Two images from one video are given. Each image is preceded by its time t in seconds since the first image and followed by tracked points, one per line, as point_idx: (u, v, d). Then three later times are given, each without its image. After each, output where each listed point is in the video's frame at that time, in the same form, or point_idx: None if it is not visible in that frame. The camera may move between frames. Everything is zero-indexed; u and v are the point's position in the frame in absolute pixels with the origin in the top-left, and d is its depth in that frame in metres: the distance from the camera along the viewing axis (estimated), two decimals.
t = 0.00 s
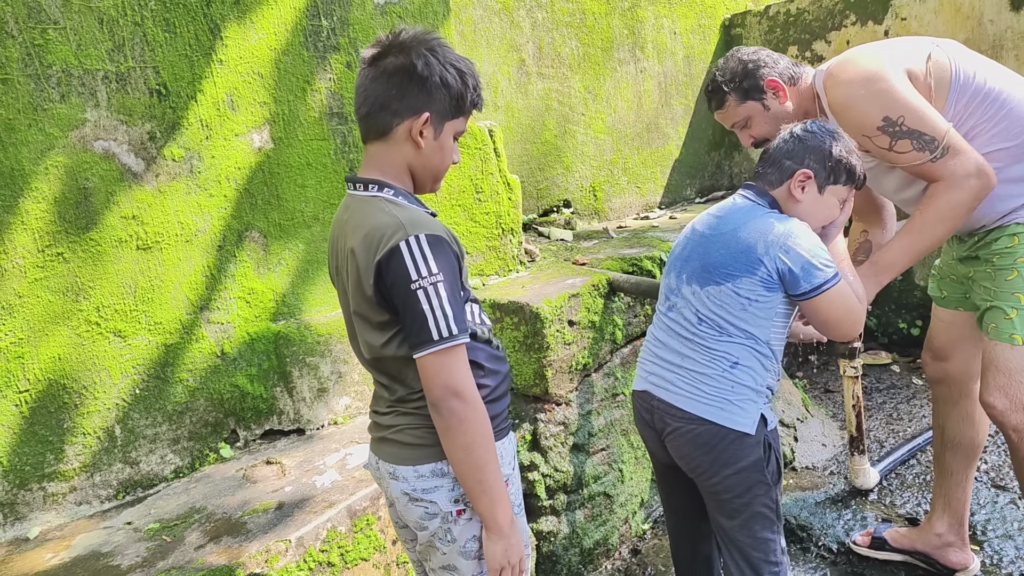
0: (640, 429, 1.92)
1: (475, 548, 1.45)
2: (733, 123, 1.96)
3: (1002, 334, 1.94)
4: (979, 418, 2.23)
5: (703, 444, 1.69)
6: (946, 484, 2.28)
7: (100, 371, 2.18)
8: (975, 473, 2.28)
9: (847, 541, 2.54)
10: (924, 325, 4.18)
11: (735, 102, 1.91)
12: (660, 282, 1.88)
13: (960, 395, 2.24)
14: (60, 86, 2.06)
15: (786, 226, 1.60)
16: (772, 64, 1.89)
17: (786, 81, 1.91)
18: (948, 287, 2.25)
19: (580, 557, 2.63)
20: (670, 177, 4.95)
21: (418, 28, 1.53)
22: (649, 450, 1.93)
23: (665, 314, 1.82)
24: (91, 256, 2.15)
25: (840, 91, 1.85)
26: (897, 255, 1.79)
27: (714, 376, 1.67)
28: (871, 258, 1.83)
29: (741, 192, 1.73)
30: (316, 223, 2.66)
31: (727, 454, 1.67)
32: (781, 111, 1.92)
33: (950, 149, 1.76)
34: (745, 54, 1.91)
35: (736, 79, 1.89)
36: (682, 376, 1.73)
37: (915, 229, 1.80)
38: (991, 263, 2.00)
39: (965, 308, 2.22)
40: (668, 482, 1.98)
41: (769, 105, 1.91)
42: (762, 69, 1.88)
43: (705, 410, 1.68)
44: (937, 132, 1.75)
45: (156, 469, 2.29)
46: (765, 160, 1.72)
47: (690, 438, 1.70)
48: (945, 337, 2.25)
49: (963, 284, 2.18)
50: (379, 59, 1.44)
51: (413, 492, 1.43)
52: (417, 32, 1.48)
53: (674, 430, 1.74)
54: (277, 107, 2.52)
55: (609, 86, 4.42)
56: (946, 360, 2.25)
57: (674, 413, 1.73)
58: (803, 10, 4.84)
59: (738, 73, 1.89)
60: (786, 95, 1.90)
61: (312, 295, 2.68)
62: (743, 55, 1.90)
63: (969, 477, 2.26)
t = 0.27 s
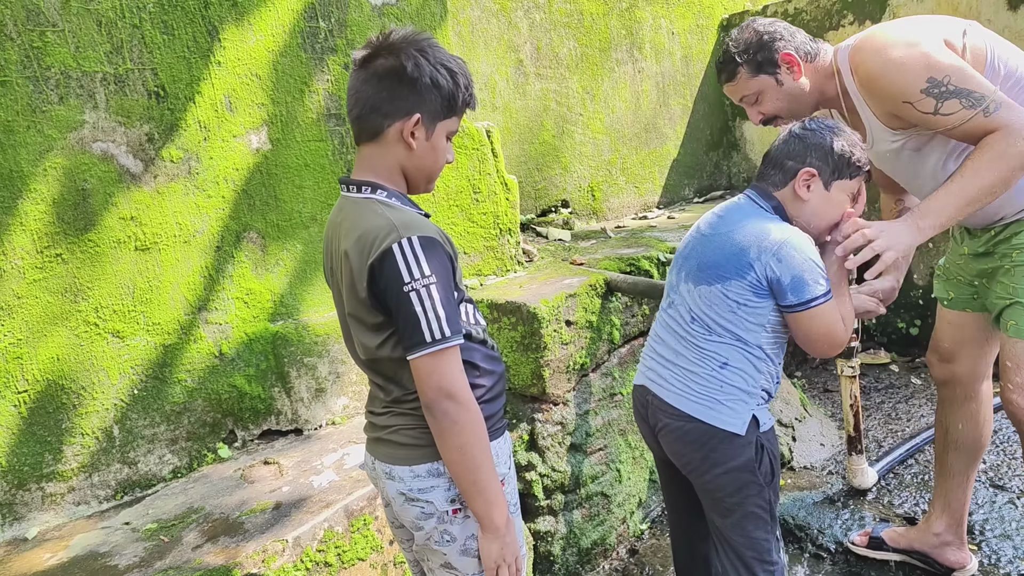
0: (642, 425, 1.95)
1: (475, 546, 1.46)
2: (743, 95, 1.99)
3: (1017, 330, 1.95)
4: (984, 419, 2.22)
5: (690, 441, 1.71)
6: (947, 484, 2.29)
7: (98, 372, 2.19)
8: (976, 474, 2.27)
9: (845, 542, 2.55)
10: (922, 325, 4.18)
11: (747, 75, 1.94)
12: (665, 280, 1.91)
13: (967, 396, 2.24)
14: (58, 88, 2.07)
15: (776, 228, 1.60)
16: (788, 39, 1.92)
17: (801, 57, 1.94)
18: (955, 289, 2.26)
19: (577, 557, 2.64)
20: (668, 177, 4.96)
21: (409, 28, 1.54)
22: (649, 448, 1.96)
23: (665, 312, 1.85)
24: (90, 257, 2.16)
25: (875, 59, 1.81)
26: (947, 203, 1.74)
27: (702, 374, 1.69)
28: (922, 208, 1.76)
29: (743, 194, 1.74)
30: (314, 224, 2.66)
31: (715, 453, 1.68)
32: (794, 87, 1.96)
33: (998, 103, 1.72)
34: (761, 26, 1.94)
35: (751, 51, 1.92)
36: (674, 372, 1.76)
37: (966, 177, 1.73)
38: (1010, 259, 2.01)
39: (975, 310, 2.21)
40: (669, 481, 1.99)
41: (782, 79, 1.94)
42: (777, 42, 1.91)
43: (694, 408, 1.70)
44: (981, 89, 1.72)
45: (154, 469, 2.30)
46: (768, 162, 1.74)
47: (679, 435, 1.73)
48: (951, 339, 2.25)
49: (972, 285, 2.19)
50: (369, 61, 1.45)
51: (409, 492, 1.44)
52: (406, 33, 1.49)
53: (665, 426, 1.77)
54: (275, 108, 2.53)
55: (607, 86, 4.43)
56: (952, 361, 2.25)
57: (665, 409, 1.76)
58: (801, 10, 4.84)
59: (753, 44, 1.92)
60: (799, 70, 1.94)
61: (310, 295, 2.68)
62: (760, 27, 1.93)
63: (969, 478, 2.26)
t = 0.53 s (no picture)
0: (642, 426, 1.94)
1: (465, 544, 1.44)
2: (749, 79, 1.95)
3: None
4: (966, 418, 2.23)
5: (686, 447, 1.70)
6: (931, 480, 2.30)
7: (85, 371, 2.16)
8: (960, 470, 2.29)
9: (836, 541, 2.53)
10: (914, 326, 4.16)
11: (756, 58, 1.90)
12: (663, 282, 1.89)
13: (949, 394, 2.24)
14: (47, 82, 2.04)
15: (768, 232, 1.58)
16: (802, 26, 1.88)
17: (814, 45, 1.90)
18: (950, 289, 2.22)
19: (571, 558, 2.61)
20: (664, 178, 4.95)
21: (402, 25, 1.51)
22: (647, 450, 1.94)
23: (660, 316, 1.83)
24: (77, 254, 2.13)
25: (891, 55, 1.79)
26: (948, 227, 1.68)
27: (698, 382, 1.67)
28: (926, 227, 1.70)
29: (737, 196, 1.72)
30: (307, 222, 2.63)
31: (710, 458, 1.67)
32: (801, 76, 1.92)
33: (1004, 120, 1.71)
34: (777, 8, 1.89)
35: (762, 34, 1.87)
36: (670, 378, 1.74)
37: (973, 202, 1.68)
38: (1016, 259, 1.97)
39: (962, 309, 2.20)
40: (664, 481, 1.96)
41: (790, 67, 1.90)
42: (791, 27, 1.87)
43: (689, 414, 1.68)
44: (991, 101, 1.71)
45: (142, 470, 2.27)
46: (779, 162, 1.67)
47: (675, 440, 1.72)
48: (937, 338, 2.24)
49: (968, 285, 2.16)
50: (362, 58, 1.42)
51: (402, 492, 1.42)
52: (399, 30, 1.46)
53: (661, 431, 1.76)
54: (268, 105, 2.50)
55: (603, 87, 4.41)
56: (934, 361, 2.24)
57: (662, 415, 1.75)
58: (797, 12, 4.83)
59: (766, 27, 1.87)
60: (809, 60, 1.90)
61: (303, 294, 2.65)
62: (775, 9, 1.88)
63: (953, 473, 2.27)
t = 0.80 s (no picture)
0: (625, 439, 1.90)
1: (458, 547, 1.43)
2: (743, 89, 1.98)
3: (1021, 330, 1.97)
4: (966, 418, 2.25)
5: (694, 462, 1.66)
6: (926, 478, 2.31)
7: (72, 373, 2.13)
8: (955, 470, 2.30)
9: (827, 540, 2.53)
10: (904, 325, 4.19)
11: (749, 70, 1.93)
12: (642, 293, 1.84)
13: (950, 394, 2.25)
14: (32, 81, 2.02)
15: (770, 240, 1.60)
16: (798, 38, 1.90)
17: (807, 57, 1.92)
18: (954, 289, 2.24)
19: (563, 559, 2.61)
20: (655, 178, 4.95)
21: (389, 24, 1.50)
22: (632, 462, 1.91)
23: (649, 328, 1.79)
24: (63, 255, 2.10)
25: (880, 58, 1.81)
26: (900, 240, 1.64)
27: (707, 395, 1.64)
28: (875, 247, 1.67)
29: (721, 200, 1.71)
30: (297, 222, 2.62)
31: (720, 471, 1.65)
32: (794, 89, 1.95)
33: (968, 136, 1.70)
34: (771, 21, 1.92)
35: (756, 46, 1.91)
36: (672, 393, 1.70)
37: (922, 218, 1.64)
38: (1018, 258, 1.99)
39: (968, 310, 2.22)
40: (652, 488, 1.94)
41: (782, 79, 1.93)
42: (785, 40, 1.89)
43: (699, 429, 1.65)
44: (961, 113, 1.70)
45: (129, 473, 2.25)
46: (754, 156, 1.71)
47: (682, 456, 1.68)
48: (942, 338, 2.25)
49: (972, 284, 2.19)
50: (349, 56, 1.41)
51: (395, 495, 1.40)
52: (387, 28, 1.45)
53: (663, 447, 1.72)
54: (257, 105, 2.48)
55: (593, 86, 4.41)
56: (937, 361, 2.25)
57: (665, 430, 1.71)
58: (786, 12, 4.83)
59: (759, 40, 1.90)
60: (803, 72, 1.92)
61: (292, 295, 2.63)
62: (769, 22, 1.91)
63: (949, 473, 2.29)
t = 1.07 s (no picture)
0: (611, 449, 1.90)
1: (457, 550, 1.44)
2: (746, 99, 2.00)
3: None
4: (971, 423, 2.26)
5: (695, 469, 1.65)
6: (930, 484, 2.32)
7: (72, 373, 2.14)
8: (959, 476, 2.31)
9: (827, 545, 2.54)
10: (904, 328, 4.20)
11: (752, 79, 1.95)
12: (623, 303, 1.84)
13: (956, 399, 2.26)
14: (34, 81, 2.02)
15: (753, 238, 1.62)
16: (799, 46, 1.91)
17: (809, 67, 1.94)
18: (957, 293, 2.26)
19: (561, 561, 2.61)
20: (655, 180, 4.96)
21: (389, 25, 1.51)
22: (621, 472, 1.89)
23: (635, 336, 1.78)
24: (64, 255, 2.11)
25: (880, 65, 1.82)
26: (872, 269, 1.71)
27: (703, 398, 1.65)
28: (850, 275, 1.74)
29: (694, 202, 1.72)
30: (297, 223, 2.62)
31: (721, 474, 1.65)
32: (796, 97, 1.97)
33: (954, 156, 1.71)
34: (773, 31, 1.93)
35: (758, 55, 1.92)
36: (666, 399, 1.69)
37: (896, 246, 1.70)
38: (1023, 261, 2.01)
39: (974, 315, 2.23)
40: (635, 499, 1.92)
41: (785, 88, 1.95)
42: (786, 49, 1.91)
43: (699, 434, 1.65)
44: (949, 131, 1.71)
45: (128, 473, 2.25)
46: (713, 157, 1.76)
47: (682, 463, 1.66)
48: (948, 342, 2.26)
49: (976, 288, 2.19)
50: (349, 57, 1.42)
51: (398, 497, 1.41)
52: (387, 29, 1.46)
53: (660, 455, 1.70)
54: (257, 106, 2.49)
55: (593, 88, 4.42)
56: (944, 365, 2.26)
57: (661, 438, 1.69)
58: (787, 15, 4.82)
59: (761, 50, 1.92)
60: (805, 80, 1.94)
61: (291, 296, 2.63)
62: (771, 31, 1.92)
63: (952, 478, 2.29)
